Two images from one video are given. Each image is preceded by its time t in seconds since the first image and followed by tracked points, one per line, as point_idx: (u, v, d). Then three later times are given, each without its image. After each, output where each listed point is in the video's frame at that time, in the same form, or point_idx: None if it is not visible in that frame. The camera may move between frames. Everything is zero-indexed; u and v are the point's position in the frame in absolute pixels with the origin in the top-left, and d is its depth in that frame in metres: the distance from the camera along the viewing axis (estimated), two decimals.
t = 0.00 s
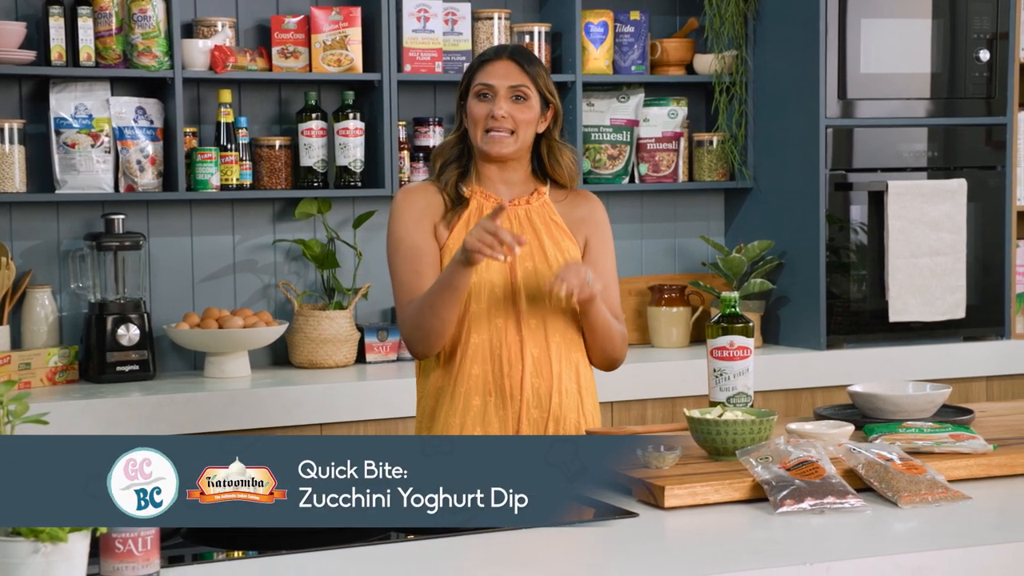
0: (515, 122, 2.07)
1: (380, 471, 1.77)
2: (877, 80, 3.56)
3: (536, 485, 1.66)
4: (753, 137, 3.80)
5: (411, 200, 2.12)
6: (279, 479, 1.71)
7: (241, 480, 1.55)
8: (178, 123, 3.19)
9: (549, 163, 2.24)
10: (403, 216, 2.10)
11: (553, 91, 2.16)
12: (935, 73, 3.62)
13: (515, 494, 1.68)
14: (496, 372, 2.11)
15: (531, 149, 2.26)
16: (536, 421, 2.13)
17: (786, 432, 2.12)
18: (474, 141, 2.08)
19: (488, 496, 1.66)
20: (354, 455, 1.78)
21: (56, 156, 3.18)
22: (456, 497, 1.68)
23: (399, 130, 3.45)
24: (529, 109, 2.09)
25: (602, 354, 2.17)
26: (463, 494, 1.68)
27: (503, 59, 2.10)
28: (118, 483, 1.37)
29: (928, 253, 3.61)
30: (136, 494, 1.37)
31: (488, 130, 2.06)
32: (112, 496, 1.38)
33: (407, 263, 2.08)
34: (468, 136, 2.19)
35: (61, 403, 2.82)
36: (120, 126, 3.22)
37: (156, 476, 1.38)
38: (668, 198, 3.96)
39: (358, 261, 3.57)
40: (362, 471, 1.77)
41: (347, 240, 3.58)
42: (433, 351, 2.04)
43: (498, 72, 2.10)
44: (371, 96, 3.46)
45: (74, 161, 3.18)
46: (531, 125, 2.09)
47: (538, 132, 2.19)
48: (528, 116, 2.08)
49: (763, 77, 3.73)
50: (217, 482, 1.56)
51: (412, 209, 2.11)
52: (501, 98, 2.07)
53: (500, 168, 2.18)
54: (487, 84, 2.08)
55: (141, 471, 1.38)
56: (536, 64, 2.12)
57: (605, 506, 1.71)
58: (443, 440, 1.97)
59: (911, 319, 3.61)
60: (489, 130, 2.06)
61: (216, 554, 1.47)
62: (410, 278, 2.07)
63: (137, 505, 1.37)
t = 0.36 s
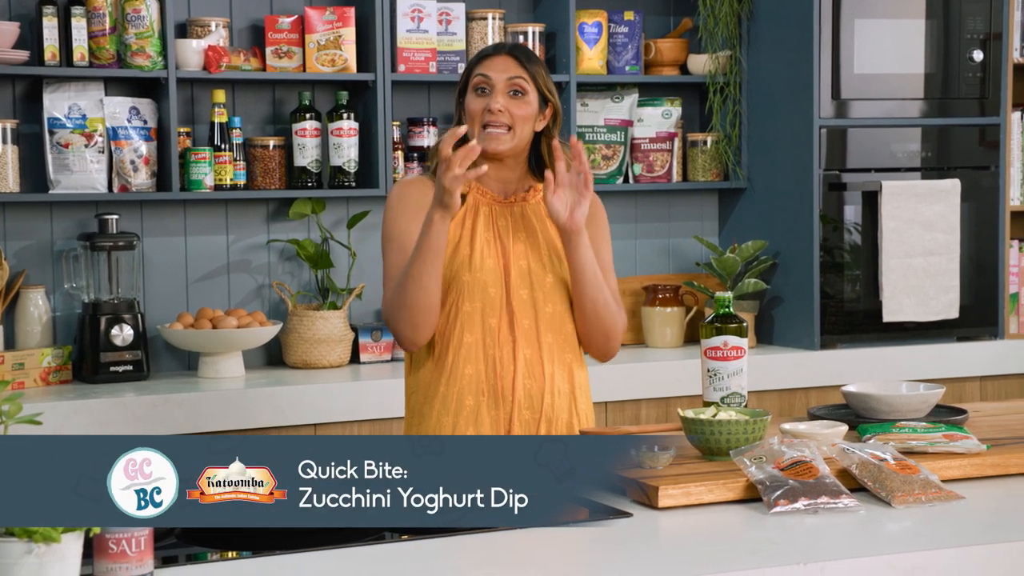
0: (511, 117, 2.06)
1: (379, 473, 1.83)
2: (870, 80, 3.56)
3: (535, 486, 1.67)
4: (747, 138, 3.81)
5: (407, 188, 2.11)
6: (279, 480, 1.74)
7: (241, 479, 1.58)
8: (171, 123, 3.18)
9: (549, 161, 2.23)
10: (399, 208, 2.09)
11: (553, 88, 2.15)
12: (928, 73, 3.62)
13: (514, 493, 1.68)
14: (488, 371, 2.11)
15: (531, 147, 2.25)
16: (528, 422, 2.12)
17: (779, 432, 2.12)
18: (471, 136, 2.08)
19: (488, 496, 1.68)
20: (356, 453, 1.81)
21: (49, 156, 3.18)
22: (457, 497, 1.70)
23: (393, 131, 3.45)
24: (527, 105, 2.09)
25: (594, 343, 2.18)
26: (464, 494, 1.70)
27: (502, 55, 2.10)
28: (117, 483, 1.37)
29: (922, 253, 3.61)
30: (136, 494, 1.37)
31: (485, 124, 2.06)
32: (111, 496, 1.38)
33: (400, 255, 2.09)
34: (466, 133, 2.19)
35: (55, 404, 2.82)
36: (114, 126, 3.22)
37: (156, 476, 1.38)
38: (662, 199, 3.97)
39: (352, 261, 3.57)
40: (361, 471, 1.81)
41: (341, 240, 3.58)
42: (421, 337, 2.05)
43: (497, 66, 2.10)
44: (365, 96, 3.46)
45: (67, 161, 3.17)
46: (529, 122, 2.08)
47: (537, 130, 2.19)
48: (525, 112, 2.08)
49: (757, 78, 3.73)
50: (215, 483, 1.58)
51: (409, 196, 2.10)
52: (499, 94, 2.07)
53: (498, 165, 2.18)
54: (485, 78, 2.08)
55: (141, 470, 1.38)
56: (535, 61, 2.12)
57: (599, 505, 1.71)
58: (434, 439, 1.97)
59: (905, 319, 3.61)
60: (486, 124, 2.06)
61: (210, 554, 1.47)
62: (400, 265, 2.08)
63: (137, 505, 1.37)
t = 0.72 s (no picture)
0: (501, 112, 2.06)
1: (381, 472, 1.77)
2: (866, 80, 3.56)
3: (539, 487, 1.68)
4: (743, 138, 3.81)
5: (397, 198, 2.11)
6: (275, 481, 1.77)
7: (240, 480, 1.71)
8: (167, 123, 3.18)
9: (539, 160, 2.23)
10: (390, 221, 2.09)
11: (544, 88, 2.16)
12: (924, 74, 3.63)
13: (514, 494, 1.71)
14: (482, 375, 2.11)
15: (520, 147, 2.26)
16: (522, 424, 2.12)
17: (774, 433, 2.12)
18: (460, 132, 2.07)
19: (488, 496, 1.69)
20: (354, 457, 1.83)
21: (45, 157, 3.18)
22: (456, 497, 1.68)
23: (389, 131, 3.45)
24: (517, 101, 2.09)
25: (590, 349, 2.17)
26: (463, 494, 1.68)
27: (493, 52, 2.11)
28: (118, 483, 1.36)
29: (919, 253, 3.61)
30: (137, 494, 1.36)
31: (475, 121, 2.05)
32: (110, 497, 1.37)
33: (395, 276, 2.08)
34: (457, 133, 2.19)
35: (51, 404, 2.82)
36: (109, 126, 3.22)
37: (156, 476, 1.38)
38: (658, 199, 3.97)
39: (348, 262, 3.57)
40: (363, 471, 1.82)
41: (337, 241, 3.58)
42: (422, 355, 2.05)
43: (487, 63, 2.11)
44: (360, 96, 3.46)
45: (63, 162, 3.18)
46: (518, 118, 2.09)
47: (528, 129, 2.19)
48: (515, 108, 2.08)
49: (752, 78, 3.73)
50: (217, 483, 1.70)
51: (400, 210, 2.10)
52: (490, 89, 2.07)
53: (488, 162, 2.16)
54: (475, 75, 2.09)
55: (141, 471, 1.38)
56: (525, 58, 2.13)
57: (594, 506, 1.71)
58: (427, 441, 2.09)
59: (902, 319, 3.61)
60: (476, 120, 2.05)
61: (206, 554, 1.47)
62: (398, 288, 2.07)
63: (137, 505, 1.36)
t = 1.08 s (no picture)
0: (498, 120, 2.08)
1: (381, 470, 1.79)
2: (867, 80, 3.56)
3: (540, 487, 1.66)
4: (743, 139, 3.81)
5: (405, 190, 2.10)
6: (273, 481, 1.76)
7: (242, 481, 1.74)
8: (168, 124, 3.18)
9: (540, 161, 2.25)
10: (397, 211, 2.09)
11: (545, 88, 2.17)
12: (924, 74, 3.63)
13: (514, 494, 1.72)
14: (485, 375, 2.12)
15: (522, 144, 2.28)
16: (525, 425, 2.13)
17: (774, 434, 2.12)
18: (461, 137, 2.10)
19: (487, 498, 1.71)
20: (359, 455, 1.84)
21: (45, 157, 3.18)
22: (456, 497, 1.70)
23: (389, 132, 3.45)
24: (517, 106, 2.11)
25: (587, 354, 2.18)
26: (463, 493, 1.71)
27: (493, 57, 2.11)
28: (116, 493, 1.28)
29: (919, 254, 3.61)
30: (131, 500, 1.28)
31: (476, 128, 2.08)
32: (102, 488, 1.28)
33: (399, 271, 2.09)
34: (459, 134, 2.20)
35: (52, 404, 2.82)
36: (110, 127, 3.22)
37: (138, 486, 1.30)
38: (658, 199, 3.96)
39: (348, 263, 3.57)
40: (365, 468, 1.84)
41: (337, 242, 3.58)
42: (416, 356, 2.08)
43: (487, 69, 2.11)
44: (361, 97, 3.46)
45: (64, 162, 3.18)
46: (518, 122, 2.11)
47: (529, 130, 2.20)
48: (514, 113, 2.10)
49: (752, 79, 3.73)
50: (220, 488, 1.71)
51: (407, 200, 2.10)
52: (489, 96, 2.08)
53: (491, 166, 2.17)
54: (475, 82, 2.10)
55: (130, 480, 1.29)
56: (525, 61, 2.13)
57: (594, 506, 1.71)
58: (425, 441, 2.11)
59: (903, 320, 3.61)
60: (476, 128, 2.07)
61: (206, 555, 1.47)
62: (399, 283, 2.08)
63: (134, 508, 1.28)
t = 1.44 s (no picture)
0: (511, 124, 2.07)
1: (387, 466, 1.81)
2: (871, 81, 3.56)
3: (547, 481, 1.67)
4: (747, 140, 3.80)
5: (405, 194, 2.11)
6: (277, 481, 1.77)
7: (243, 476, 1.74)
8: (172, 125, 3.19)
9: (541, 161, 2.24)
10: (395, 211, 2.10)
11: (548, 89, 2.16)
12: (928, 75, 3.62)
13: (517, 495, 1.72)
14: (486, 376, 2.12)
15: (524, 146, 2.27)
16: (527, 426, 2.13)
17: (777, 435, 2.11)
18: (471, 144, 2.09)
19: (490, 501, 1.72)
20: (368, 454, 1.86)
21: (49, 158, 3.19)
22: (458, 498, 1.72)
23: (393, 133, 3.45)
24: (525, 110, 2.10)
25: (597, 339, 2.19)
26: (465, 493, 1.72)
27: (498, 62, 2.10)
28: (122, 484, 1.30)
29: (923, 255, 3.61)
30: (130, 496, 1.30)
31: (485, 134, 2.07)
32: (108, 489, 1.27)
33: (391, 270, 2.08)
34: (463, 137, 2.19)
35: (56, 405, 2.82)
36: (114, 128, 3.22)
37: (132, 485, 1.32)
38: (662, 200, 3.96)
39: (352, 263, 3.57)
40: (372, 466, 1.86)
41: (340, 242, 3.58)
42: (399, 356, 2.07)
43: (492, 74, 2.10)
44: (365, 98, 3.46)
45: (68, 163, 3.18)
46: (528, 127, 2.10)
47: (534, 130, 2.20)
48: (524, 118, 2.09)
49: (756, 80, 3.73)
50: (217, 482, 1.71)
51: (406, 203, 2.10)
52: (497, 102, 2.07)
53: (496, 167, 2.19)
54: (481, 88, 2.09)
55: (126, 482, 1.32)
56: (527, 63, 2.12)
57: (598, 507, 1.71)
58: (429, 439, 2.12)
59: (907, 321, 3.61)
60: (485, 134, 2.06)
61: (210, 556, 1.47)
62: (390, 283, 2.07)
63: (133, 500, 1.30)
